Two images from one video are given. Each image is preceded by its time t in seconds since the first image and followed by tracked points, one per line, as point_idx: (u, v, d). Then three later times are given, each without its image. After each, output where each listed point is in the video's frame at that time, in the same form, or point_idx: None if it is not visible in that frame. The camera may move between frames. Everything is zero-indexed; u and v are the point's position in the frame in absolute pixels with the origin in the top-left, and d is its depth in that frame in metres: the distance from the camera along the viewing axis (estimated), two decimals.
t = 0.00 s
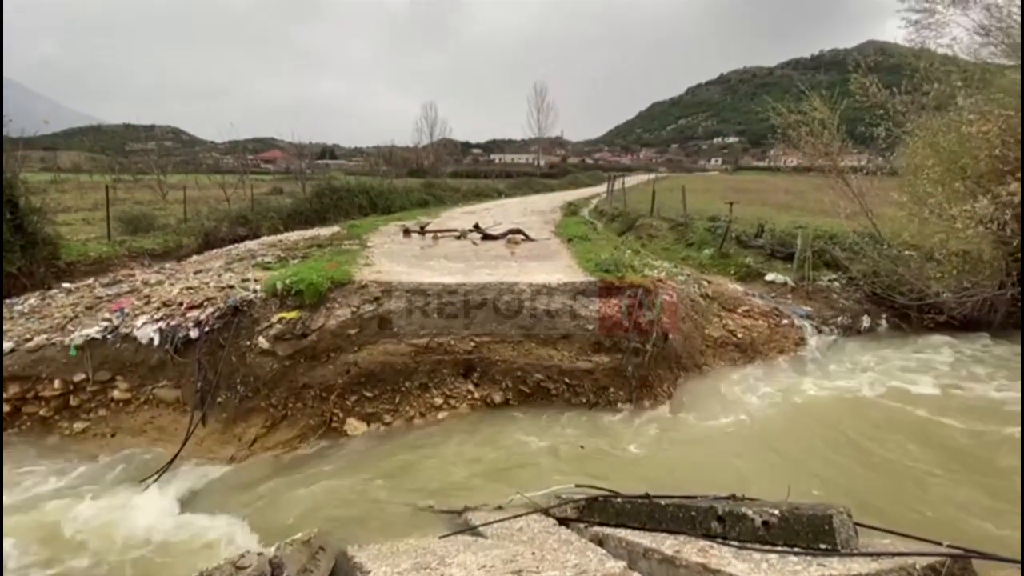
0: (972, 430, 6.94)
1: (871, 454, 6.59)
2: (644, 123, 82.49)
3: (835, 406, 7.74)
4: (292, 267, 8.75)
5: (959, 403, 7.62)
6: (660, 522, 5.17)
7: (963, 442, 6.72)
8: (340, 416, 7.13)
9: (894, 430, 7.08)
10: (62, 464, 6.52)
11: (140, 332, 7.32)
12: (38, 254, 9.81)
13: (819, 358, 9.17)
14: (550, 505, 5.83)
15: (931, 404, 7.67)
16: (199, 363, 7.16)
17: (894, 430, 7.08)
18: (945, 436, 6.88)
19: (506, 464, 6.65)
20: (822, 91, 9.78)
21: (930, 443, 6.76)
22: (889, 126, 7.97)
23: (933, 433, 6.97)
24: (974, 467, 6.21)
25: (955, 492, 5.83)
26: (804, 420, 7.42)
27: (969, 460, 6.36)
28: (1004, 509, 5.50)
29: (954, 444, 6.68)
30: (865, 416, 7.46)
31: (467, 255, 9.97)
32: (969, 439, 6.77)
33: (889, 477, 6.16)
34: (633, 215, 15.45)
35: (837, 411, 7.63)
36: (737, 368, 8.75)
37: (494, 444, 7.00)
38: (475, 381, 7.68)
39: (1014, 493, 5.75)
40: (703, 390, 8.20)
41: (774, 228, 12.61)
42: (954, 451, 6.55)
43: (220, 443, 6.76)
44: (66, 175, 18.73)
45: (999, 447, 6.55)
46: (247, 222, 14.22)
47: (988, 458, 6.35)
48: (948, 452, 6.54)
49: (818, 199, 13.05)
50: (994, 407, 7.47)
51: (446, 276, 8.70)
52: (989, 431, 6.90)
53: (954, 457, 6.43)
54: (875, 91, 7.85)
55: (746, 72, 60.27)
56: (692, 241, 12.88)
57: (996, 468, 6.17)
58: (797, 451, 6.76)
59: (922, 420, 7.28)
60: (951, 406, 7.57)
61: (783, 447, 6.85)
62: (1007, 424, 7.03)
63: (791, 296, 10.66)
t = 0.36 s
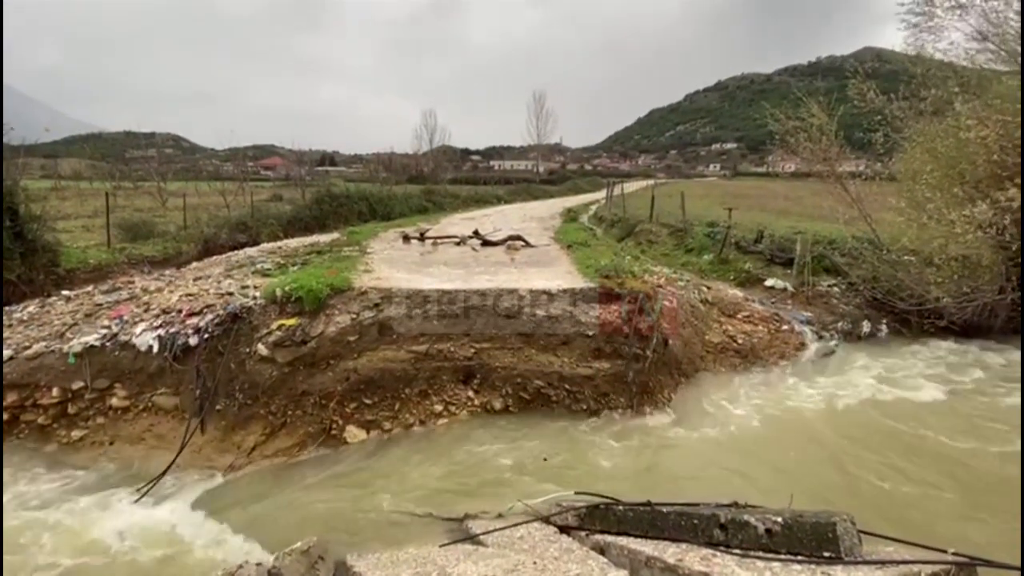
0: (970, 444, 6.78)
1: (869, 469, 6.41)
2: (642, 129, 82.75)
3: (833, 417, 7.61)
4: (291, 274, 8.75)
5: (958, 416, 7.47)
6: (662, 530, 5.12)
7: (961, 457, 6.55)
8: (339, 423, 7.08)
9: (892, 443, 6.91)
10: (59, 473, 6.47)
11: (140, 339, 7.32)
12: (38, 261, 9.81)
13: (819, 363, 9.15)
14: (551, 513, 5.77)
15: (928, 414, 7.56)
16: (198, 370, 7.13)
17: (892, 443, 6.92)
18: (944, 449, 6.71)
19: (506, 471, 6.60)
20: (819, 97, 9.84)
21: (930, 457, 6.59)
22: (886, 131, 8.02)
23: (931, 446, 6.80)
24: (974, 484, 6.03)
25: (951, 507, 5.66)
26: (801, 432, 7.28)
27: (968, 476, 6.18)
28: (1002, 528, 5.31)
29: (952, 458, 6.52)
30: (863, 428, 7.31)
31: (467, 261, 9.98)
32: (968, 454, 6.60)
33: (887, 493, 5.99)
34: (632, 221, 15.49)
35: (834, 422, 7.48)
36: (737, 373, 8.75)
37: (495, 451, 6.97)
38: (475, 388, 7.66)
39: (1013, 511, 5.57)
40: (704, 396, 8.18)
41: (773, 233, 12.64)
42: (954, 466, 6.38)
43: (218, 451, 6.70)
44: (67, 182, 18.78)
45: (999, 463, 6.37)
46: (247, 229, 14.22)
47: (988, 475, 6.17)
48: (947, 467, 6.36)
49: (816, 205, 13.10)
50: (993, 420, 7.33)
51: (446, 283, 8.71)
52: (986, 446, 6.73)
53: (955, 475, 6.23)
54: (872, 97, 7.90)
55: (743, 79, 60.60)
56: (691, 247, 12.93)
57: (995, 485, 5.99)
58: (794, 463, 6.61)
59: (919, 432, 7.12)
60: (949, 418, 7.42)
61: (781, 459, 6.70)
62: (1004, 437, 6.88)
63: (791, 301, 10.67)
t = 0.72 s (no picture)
0: (968, 453, 6.60)
1: (863, 479, 6.27)
2: (641, 132, 82.79)
3: (831, 425, 7.46)
4: (291, 277, 8.74)
5: (958, 424, 7.30)
6: (665, 535, 5.09)
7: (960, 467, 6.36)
8: (340, 426, 7.07)
9: (888, 453, 6.75)
10: (59, 477, 6.45)
11: (139, 343, 7.31)
12: (38, 265, 9.81)
13: (820, 365, 9.15)
14: (551, 517, 5.76)
15: (927, 422, 7.41)
16: (198, 373, 7.12)
17: (889, 452, 6.75)
18: (942, 459, 6.53)
19: (508, 475, 6.58)
20: (819, 100, 9.86)
21: (927, 467, 6.41)
22: (887, 133, 8.01)
23: (929, 455, 6.64)
24: (970, 494, 5.86)
25: (947, 514, 5.61)
26: (797, 440, 7.16)
27: (965, 486, 6.00)
28: (997, 544, 5.14)
29: (950, 468, 6.35)
30: (860, 437, 7.15)
31: (468, 264, 9.99)
32: (966, 463, 6.42)
33: (880, 505, 5.85)
34: (632, 224, 15.51)
35: (832, 431, 7.33)
36: (738, 376, 8.75)
37: (496, 455, 6.96)
38: (475, 391, 7.65)
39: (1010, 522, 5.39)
40: (705, 399, 8.18)
41: (774, 236, 12.67)
42: (951, 477, 6.20)
43: (218, 455, 6.68)
44: (67, 185, 18.78)
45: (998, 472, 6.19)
46: (247, 232, 14.22)
47: (985, 485, 5.99)
48: (945, 478, 6.19)
49: (814, 207, 13.16)
50: (992, 427, 7.17)
51: (446, 286, 8.69)
52: (986, 452, 6.62)
53: (951, 485, 6.06)
54: (873, 100, 7.91)
55: (742, 83, 60.77)
56: (692, 250, 12.96)
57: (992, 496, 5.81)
58: (788, 473, 6.47)
59: (918, 442, 6.95)
60: (949, 427, 7.25)
61: (774, 468, 6.56)
62: (1006, 446, 6.67)
63: (792, 303, 10.69)
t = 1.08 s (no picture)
0: (969, 457, 6.55)
1: (863, 483, 6.22)
2: (643, 132, 82.72)
3: (828, 432, 7.31)
4: (293, 277, 8.74)
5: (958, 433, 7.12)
6: (667, 537, 5.08)
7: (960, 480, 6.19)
8: (342, 427, 7.09)
9: (887, 463, 6.57)
10: (62, 477, 6.46)
11: (141, 343, 7.31)
12: (42, 265, 9.84)
13: (822, 366, 9.14)
14: (553, 517, 5.76)
15: (931, 430, 7.23)
16: (200, 374, 7.12)
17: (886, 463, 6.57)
18: (945, 472, 6.32)
19: (510, 476, 6.58)
20: (821, 101, 9.85)
21: (929, 479, 6.21)
22: (889, 134, 7.98)
23: (930, 467, 6.44)
24: (969, 509, 5.66)
25: (944, 514, 5.64)
26: (795, 448, 6.98)
27: (964, 501, 5.79)
28: (990, 544, 5.17)
29: (951, 472, 6.29)
30: (858, 446, 6.96)
31: (469, 265, 10.01)
32: (968, 472, 6.28)
33: (877, 515, 5.75)
34: (634, 225, 15.54)
35: (833, 439, 7.16)
36: (740, 376, 8.75)
37: (498, 455, 6.96)
38: (477, 392, 7.66)
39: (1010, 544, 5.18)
40: (707, 400, 8.18)
41: (775, 238, 12.71)
42: (952, 489, 6.00)
43: (220, 455, 6.69)
44: (70, 186, 18.83)
45: (999, 482, 5.96)
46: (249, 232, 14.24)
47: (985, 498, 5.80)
48: (945, 492, 5.98)
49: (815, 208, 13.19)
50: (995, 430, 7.10)
51: (448, 286, 8.69)
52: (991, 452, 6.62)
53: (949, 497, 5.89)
54: (875, 100, 7.90)
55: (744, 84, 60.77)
56: (694, 250, 12.97)
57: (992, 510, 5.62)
58: (786, 480, 6.38)
59: (919, 451, 6.76)
60: (949, 436, 7.07)
61: (770, 478, 6.42)
62: (1011, 455, 6.44)
63: (794, 304, 10.69)
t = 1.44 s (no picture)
0: (974, 456, 6.54)
1: (866, 481, 6.24)
2: (647, 131, 82.60)
3: (835, 436, 7.22)
4: (297, 277, 8.77)
5: (972, 439, 6.90)
6: (670, 537, 5.08)
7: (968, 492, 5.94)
8: (345, 426, 7.11)
9: (892, 470, 6.40)
10: (67, 475, 6.50)
11: (146, 342, 7.35)
12: (47, 264, 9.90)
13: (826, 367, 9.11)
14: (556, 517, 5.76)
15: (936, 432, 7.16)
16: (205, 372, 7.15)
17: (892, 469, 6.40)
18: (947, 473, 6.26)
19: (512, 476, 6.58)
20: (825, 101, 9.81)
21: (930, 481, 6.15)
22: (894, 134, 7.95)
23: (936, 475, 6.26)
24: (968, 512, 5.60)
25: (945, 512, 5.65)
26: (798, 452, 6.90)
27: (965, 500, 5.79)
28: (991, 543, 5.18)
29: (954, 471, 6.29)
30: (864, 452, 6.83)
31: (472, 264, 10.03)
32: (971, 470, 6.28)
33: (878, 514, 5.76)
34: (637, 224, 15.52)
35: (835, 441, 7.12)
36: (744, 376, 8.74)
37: (500, 454, 6.97)
38: (480, 391, 7.68)
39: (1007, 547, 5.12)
40: (710, 400, 8.16)
41: (779, 239, 12.70)
42: (951, 496, 5.86)
43: (225, 453, 6.72)
44: (76, 186, 18.93)
45: (1001, 481, 5.97)
46: (253, 232, 14.30)
47: (988, 507, 5.60)
48: (947, 490, 5.99)
49: (819, 208, 13.15)
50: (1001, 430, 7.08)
51: (451, 286, 8.71)
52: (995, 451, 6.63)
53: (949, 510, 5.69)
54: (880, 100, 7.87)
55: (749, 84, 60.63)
56: (697, 250, 12.94)
57: (992, 520, 5.43)
58: (791, 479, 6.39)
59: (928, 458, 6.58)
60: (963, 442, 6.86)
61: (774, 477, 6.42)
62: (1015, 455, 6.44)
63: (798, 304, 10.65)
